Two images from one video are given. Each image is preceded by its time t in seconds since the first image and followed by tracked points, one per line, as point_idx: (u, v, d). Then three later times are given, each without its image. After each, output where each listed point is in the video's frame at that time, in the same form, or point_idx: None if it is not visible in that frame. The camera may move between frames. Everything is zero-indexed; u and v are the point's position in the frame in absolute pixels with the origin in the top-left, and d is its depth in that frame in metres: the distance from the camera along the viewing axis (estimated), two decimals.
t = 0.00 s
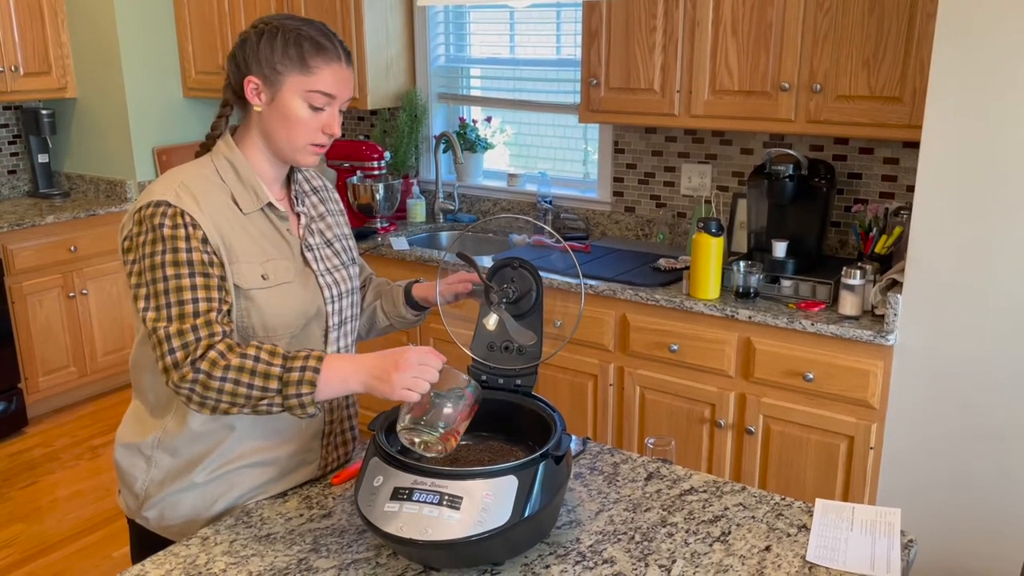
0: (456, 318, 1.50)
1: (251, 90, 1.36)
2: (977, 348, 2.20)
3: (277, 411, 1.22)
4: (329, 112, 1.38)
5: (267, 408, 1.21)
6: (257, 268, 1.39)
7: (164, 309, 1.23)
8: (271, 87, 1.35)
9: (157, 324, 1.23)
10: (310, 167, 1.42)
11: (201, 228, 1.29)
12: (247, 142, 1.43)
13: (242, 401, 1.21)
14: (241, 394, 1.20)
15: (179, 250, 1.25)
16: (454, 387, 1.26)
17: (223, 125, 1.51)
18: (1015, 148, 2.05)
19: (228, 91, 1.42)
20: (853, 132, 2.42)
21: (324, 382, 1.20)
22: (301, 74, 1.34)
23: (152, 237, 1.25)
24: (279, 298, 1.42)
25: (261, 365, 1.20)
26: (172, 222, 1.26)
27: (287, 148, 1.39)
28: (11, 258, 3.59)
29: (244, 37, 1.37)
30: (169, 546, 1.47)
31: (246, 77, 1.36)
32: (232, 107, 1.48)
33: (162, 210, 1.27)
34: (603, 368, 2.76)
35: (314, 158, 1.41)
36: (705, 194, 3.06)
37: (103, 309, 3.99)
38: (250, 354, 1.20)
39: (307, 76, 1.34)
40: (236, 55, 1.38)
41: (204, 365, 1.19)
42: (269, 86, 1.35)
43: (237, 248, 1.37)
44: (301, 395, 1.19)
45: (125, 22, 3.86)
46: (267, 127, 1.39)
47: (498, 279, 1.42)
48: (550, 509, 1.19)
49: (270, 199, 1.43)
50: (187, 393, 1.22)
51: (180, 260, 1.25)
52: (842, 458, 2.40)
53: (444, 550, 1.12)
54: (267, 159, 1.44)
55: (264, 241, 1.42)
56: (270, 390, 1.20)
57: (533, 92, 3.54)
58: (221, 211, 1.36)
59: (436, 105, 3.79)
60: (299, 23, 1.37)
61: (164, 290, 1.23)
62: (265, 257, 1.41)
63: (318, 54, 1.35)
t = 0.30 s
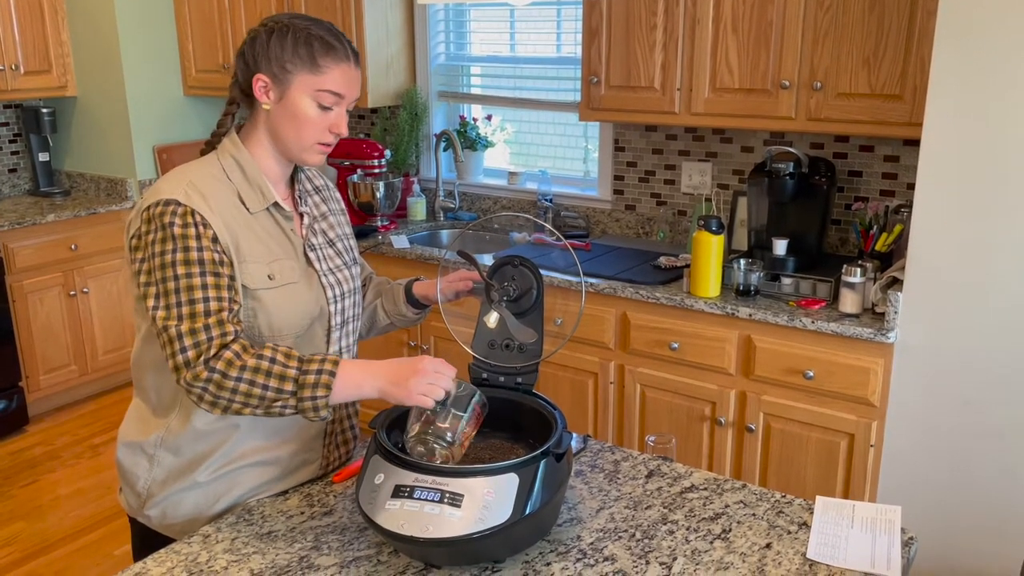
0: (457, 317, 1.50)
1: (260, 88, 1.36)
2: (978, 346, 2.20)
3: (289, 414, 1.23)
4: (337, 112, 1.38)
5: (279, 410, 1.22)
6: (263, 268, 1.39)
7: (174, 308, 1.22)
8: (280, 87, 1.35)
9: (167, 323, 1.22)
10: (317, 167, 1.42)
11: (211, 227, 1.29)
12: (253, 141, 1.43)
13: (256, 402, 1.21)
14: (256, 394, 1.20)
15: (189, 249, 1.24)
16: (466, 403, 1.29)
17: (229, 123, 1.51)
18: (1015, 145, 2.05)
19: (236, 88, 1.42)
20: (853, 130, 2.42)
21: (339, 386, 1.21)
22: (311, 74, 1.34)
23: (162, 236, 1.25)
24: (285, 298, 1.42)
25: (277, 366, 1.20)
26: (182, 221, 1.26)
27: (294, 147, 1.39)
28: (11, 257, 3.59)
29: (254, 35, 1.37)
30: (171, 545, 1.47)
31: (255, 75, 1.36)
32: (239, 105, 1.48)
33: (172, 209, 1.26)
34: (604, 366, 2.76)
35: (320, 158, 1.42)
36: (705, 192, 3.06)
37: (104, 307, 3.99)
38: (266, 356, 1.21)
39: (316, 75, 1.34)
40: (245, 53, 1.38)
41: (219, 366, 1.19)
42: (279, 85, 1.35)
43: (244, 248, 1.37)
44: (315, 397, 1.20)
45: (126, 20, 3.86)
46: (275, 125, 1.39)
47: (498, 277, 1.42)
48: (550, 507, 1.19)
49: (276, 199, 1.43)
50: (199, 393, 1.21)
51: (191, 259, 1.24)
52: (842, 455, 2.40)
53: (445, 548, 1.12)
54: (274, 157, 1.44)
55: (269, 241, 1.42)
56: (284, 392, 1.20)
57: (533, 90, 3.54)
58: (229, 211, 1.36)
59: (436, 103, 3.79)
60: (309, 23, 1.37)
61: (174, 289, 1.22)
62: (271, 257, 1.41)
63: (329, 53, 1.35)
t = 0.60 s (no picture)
0: (458, 314, 1.50)
1: (265, 87, 1.36)
2: (977, 343, 2.20)
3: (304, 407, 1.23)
4: (341, 111, 1.38)
5: (294, 403, 1.22)
6: (268, 267, 1.40)
7: (185, 305, 1.22)
8: (285, 85, 1.35)
9: (178, 319, 1.22)
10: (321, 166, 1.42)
11: (219, 224, 1.29)
12: (257, 140, 1.43)
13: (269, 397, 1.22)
14: (269, 387, 1.21)
15: (198, 245, 1.24)
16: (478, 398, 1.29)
17: (233, 121, 1.51)
18: (1015, 143, 2.05)
19: (240, 87, 1.42)
20: (854, 128, 2.42)
21: (352, 376, 1.21)
22: (316, 73, 1.34)
23: (171, 233, 1.24)
24: (290, 297, 1.43)
25: (291, 358, 1.21)
26: (191, 218, 1.26)
27: (298, 146, 1.39)
28: (12, 255, 3.60)
29: (259, 33, 1.37)
30: (173, 543, 1.47)
31: (260, 73, 1.36)
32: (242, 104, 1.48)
33: (180, 206, 1.26)
34: (604, 363, 2.76)
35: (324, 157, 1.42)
36: (706, 189, 3.07)
37: (105, 305, 3.99)
38: (279, 349, 1.21)
39: (321, 74, 1.34)
40: (250, 51, 1.38)
41: (233, 359, 1.19)
42: (283, 84, 1.35)
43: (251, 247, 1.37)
44: (329, 388, 1.20)
45: (127, 18, 3.86)
46: (280, 124, 1.39)
47: (499, 275, 1.43)
48: (550, 504, 1.20)
49: (280, 198, 1.43)
50: (213, 387, 1.21)
51: (200, 255, 1.24)
52: (842, 453, 2.40)
53: (445, 545, 1.13)
54: (277, 155, 1.44)
55: (274, 239, 1.43)
56: (298, 385, 1.21)
57: (534, 88, 3.54)
58: (234, 209, 1.36)
59: (437, 101, 3.80)
60: (313, 22, 1.37)
61: (184, 285, 1.22)
62: (276, 256, 1.41)
63: (333, 53, 1.35)
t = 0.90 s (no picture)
0: (459, 312, 1.50)
1: (265, 85, 1.36)
2: (978, 341, 2.20)
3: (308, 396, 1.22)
4: (341, 109, 1.38)
5: (298, 393, 1.21)
6: (271, 264, 1.40)
7: (189, 299, 1.22)
8: (286, 84, 1.35)
9: (182, 313, 1.22)
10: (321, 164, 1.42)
11: (222, 221, 1.29)
12: (259, 137, 1.43)
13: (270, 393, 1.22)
14: (273, 377, 1.20)
15: (201, 240, 1.25)
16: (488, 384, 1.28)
17: (235, 120, 1.50)
18: (1017, 142, 2.05)
19: (240, 85, 1.42)
20: (855, 125, 2.42)
21: (357, 365, 1.21)
22: (316, 71, 1.34)
23: (174, 229, 1.25)
24: (293, 294, 1.43)
25: (294, 348, 1.21)
26: (193, 214, 1.26)
27: (299, 144, 1.39)
28: (13, 253, 3.60)
29: (259, 31, 1.37)
30: (175, 541, 1.48)
31: (260, 72, 1.36)
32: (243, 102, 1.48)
33: (182, 202, 1.26)
34: (606, 361, 2.76)
35: (325, 155, 1.42)
36: (707, 187, 3.06)
37: (106, 303, 3.99)
38: (283, 339, 1.21)
39: (321, 72, 1.34)
40: (250, 49, 1.38)
41: (237, 349, 1.19)
42: (284, 82, 1.35)
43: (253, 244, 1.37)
44: (334, 377, 1.20)
45: (128, 17, 3.86)
46: (280, 122, 1.38)
47: (500, 273, 1.43)
48: (551, 503, 1.20)
49: (282, 195, 1.43)
50: (217, 379, 1.21)
51: (203, 250, 1.24)
52: (843, 451, 2.40)
53: (447, 544, 1.13)
54: (278, 153, 1.44)
55: (277, 237, 1.43)
56: (303, 373, 1.21)
57: (535, 85, 3.54)
58: (236, 206, 1.36)
59: (438, 99, 3.79)
60: (314, 20, 1.37)
61: (188, 280, 1.23)
62: (279, 253, 1.42)
63: (334, 51, 1.35)
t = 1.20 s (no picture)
0: (460, 309, 1.50)
1: (265, 82, 1.36)
2: (980, 339, 2.20)
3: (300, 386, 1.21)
4: (341, 106, 1.38)
5: (291, 381, 1.20)
6: (273, 260, 1.40)
7: (185, 289, 1.22)
8: (285, 81, 1.35)
9: (178, 303, 1.22)
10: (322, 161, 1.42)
11: (221, 215, 1.30)
12: (259, 135, 1.43)
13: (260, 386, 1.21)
14: (266, 364, 1.19)
15: (199, 232, 1.25)
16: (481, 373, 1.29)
17: (236, 117, 1.50)
18: (1019, 139, 2.05)
19: (241, 83, 1.42)
20: (857, 122, 2.42)
21: (351, 354, 1.20)
22: (315, 68, 1.34)
23: (172, 221, 1.25)
24: (294, 291, 1.43)
25: (288, 336, 1.20)
26: (191, 207, 1.26)
27: (299, 141, 1.39)
28: (14, 250, 3.60)
29: (259, 29, 1.37)
30: (177, 538, 1.48)
31: (260, 69, 1.36)
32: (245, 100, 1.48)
33: (181, 196, 1.27)
34: (607, 359, 2.76)
35: (325, 152, 1.42)
36: (709, 185, 3.06)
37: (107, 301, 4.00)
38: (277, 327, 1.20)
39: (320, 69, 1.34)
40: (250, 47, 1.38)
41: (230, 334, 1.19)
42: (283, 79, 1.35)
43: (254, 240, 1.37)
44: (327, 364, 1.19)
45: (129, 14, 3.86)
46: (280, 120, 1.38)
47: (501, 271, 1.43)
48: (553, 501, 1.20)
49: (283, 192, 1.43)
50: (209, 367, 1.20)
51: (200, 240, 1.24)
52: (845, 448, 2.40)
53: (449, 541, 1.13)
54: (278, 150, 1.43)
55: (278, 233, 1.43)
56: (295, 361, 1.19)
57: (536, 83, 3.53)
58: (237, 202, 1.36)
59: (439, 97, 3.79)
60: (313, 17, 1.36)
61: (184, 270, 1.23)
62: (280, 249, 1.41)
63: (332, 47, 1.35)
